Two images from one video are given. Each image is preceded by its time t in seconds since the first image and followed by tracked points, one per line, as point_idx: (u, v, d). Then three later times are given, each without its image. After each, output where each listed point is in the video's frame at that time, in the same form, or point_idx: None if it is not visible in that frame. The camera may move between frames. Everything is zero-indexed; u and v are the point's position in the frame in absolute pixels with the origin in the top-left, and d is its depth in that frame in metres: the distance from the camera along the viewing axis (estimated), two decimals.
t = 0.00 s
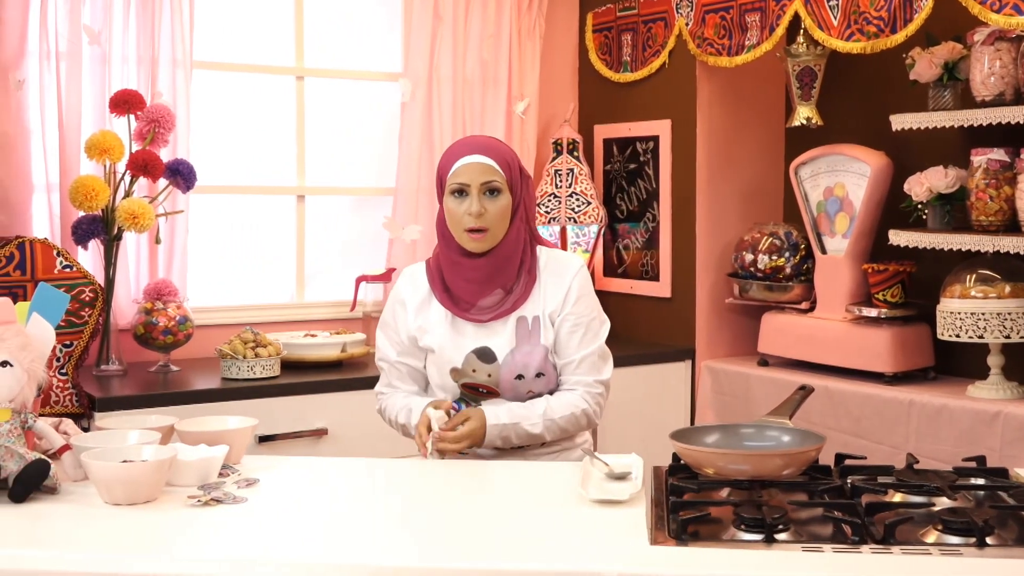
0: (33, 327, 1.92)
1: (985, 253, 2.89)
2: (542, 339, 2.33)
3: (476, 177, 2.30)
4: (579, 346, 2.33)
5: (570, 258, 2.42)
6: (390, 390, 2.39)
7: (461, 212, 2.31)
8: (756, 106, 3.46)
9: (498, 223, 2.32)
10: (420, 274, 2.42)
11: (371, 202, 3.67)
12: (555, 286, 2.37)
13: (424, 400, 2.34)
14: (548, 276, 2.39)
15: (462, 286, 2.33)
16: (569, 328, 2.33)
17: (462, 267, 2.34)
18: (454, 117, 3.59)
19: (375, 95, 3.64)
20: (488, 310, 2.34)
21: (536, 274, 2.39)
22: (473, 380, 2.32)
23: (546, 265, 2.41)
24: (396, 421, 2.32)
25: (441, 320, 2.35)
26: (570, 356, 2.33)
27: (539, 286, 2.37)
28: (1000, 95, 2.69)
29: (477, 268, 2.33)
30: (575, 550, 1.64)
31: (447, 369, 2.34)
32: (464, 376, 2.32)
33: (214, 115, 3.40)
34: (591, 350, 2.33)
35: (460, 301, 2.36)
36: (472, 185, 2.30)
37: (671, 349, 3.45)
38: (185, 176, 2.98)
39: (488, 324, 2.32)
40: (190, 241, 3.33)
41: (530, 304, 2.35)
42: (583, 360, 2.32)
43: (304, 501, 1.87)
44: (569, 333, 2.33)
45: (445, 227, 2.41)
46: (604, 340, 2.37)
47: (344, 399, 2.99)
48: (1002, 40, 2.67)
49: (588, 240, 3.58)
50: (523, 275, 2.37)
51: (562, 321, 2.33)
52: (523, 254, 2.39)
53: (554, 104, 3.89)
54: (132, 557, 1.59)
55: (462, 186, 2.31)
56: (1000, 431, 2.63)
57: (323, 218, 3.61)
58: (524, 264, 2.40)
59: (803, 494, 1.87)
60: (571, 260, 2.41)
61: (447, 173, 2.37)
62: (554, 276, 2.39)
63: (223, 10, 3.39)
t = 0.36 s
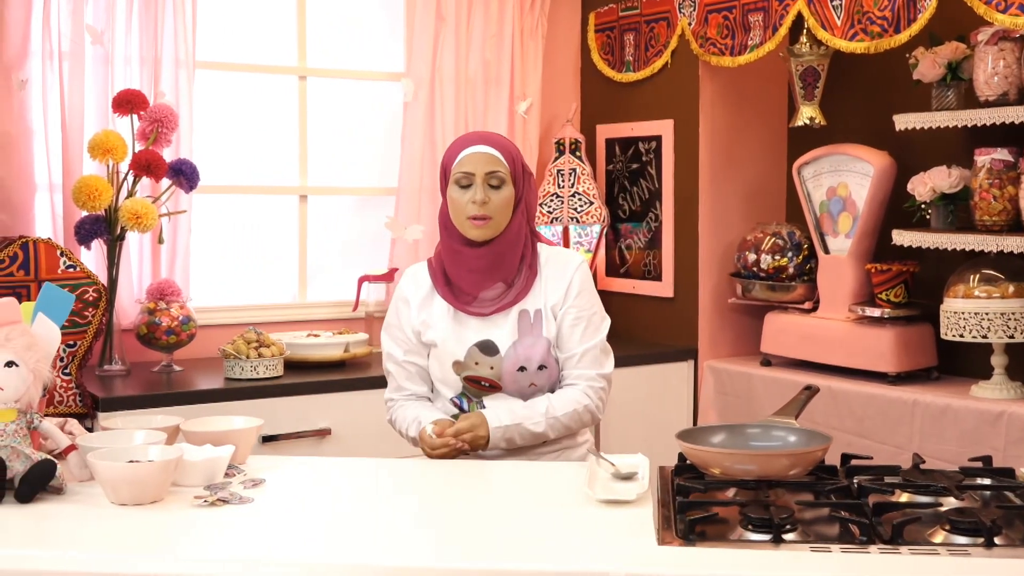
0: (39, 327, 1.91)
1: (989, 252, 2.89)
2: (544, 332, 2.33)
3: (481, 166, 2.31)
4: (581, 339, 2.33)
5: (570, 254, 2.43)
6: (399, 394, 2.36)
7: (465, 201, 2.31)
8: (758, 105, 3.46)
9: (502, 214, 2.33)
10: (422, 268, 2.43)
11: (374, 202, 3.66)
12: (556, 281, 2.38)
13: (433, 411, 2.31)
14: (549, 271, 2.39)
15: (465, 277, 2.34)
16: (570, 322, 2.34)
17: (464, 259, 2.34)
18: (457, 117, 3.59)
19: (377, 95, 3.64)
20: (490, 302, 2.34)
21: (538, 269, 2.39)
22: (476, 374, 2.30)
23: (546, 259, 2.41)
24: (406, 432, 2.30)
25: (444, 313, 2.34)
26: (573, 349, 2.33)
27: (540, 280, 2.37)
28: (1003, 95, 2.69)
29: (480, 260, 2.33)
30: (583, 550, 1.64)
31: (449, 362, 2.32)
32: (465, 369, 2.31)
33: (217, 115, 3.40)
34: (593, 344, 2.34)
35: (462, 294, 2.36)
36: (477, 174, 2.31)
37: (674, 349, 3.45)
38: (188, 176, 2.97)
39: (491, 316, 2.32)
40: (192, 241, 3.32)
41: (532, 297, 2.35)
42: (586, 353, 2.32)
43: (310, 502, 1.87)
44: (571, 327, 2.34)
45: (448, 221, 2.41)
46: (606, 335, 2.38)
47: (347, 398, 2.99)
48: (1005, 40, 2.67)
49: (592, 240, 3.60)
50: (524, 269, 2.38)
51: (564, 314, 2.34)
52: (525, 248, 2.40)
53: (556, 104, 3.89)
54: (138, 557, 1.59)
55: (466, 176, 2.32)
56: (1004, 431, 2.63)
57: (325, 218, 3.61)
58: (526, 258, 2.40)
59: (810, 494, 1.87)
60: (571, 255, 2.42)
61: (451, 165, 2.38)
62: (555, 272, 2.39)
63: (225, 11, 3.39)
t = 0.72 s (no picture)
0: (42, 328, 1.91)
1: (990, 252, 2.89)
2: (545, 332, 2.33)
3: (503, 202, 2.27)
4: (593, 337, 2.34)
5: (573, 255, 2.43)
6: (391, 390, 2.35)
7: (483, 231, 2.28)
8: (759, 105, 3.46)
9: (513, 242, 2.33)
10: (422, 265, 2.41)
11: (375, 202, 3.66)
12: (559, 281, 2.37)
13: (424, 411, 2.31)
14: (551, 272, 2.38)
15: (467, 279, 2.33)
16: (580, 323, 2.34)
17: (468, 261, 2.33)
18: (458, 117, 3.59)
19: (378, 95, 3.64)
20: (492, 303, 2.33)
21: (538, 269, 2.39)
22: (476, 373, 2.30)
23: (548, 259, 2.41)
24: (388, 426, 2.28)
25: (444, 312, 2.33)
26: (587, 347, 2.34)
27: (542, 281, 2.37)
28: (1005, 95, 2.69)
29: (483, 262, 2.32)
30: (587, 550, 1.64)
31: (449, 361, 2.31)
32: (466, 368, 2.31)
33: (218, 115, 3.39)
34: (604, 341, 2.34)
35: (463, 294, 2.35)
36: (497, 208, 2.27)
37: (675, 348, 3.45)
38: (190, 176, 2.97)
39: (492, 316, 2.32)
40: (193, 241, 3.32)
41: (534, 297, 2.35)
42: (598, 352, 2.33)
43: (314, 502, 1.87)
44: (580, 328, 2.34)
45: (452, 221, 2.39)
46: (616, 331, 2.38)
47: (348, 398, 2.99)
48: (1007, 40, 2.67)
49: (592, 240, 3.60)
50: (527, 270, 2.37)
51: (571, 317, 2.35)
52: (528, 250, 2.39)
53: (557, 104, 3.89)
54: (142, 557, 1.59)
55: (486, 206, 2.28)
56: (1006, 431, 2.63)
57: (326, 218, 3.61)
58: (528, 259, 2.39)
59: (813, 494, 1.87)
60: (573, 256, 2.41)
61: (467, 189, 2.31)
62: (559, 274, 2.38)
63: (226, 11, 3.39)
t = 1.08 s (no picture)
0: (42, 328, 1.91)
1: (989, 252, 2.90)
2: (547, 342, 2.33)
3: (503, 201, 2.26)
4: (587, 349, 2.36)
5: (578, 262, 2.43)
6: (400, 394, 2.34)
7: (483, 231, 2.28)
8: (759, 106, 3.47)
9: (517, 241, 2.31)
10: (427, 268, 2.40)
11: (375, 202, 3.66)
12: (563, 288, 2.38)
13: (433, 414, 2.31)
14: (556, 280, 2.39)
15: (472, 286, 2.32)
16: (576, 332, 2.36)
17: (473, 268, 2.33)
18: (457, 117, 3.59)
19: (377, 95, 3.63)
20: (495, 310, 2.34)
21: (542, 276, 2.39)
22: (479, 379, 2.31)
23: (552, 267, 2.41)
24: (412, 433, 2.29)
25: (448, 318, 2.33)
26: (579, 359, 2.36)
27: (545, 289, 2.37)
28: (1004, 95, 2.69)
29: (488, 271, 2.32)
30: (590, 551, 1.64)
31: (452, 366, 2.32)
32: (469, 374, 2.31)
33: (217, 115, 3.39)
34: (598, 354, 2.37)
35: (467, 301, 2.35)
36: (497, 208, 2.27)
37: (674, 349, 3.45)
38: (189, 176, 2.97)
39: (495, 325, 2.32)
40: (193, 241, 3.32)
41: (536, 306, 2.36)
42: (590, 364, 2.36)
43: (315, 502, 1.87)
44: (576, 337, 2.36)
45: (457, 224, 2.39)
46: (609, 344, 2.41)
47: (348, 398, 2.98)
48: (1007, 40, 2.67)
49: (591, 240, 3.60)
50: (531, 279, 2.37)
51: (570, 325, 2.36)
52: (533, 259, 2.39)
53: (556, 104, 3.89)
54: (143, 558, 1.58)
55: (487, 206, 2.27)
56: (1005, 431, 2.64)
57: (325, 218, 3.60)
58: (532, 267, 2.40)
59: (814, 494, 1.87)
60: (577, 262, 2.42)
61: (469, 188, 2.31)
62: (563, 281, 2.39)
63: (225, 11, 3.38)
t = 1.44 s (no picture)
0: (42, 328, 1.90)
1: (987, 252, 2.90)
2: (547, 336, 2.33)
3: (496, 167, 2.31)
4: (586, 346, 2.38)
5: (573, 259, 2.44)
6: (388, 391, 2.36)
7: (477, 201, 2.31)
8: (756, 106, 3.47)
9: (511, 216, 2.33)
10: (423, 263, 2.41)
11: (373, 202, 3.66)
12: (560, 284, 2.38)
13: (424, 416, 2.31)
14: (553, 276, 2.39)
15: (469, 277, 2.33)
16: (576, 328, 2.37)
17: (470, 257, 2.34)
18: (455, 117, 3.59)
19: (375, 94, 3.63)
20: (494, 303, 2.33)
21: (540, 272, 2.40)
22: (478, 375, 2.30)
23: (548, 263, 2.42)
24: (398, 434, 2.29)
25: (445, 314, 2.33)
26: (579, 356, 2.38)
27: (544, 283, 2.38)
28: (1002, 95, 2.70)
29: (485, 260, 2.33)
30: (592, 551, 1.64)
31: (451, 363, 2.31)
32: (468, 370, 2.30)
33: (215, 115, 3.39)
34: (597, 350, 2.39)
35: (465, 295, 2.35)
36: (492, 174, 2.31)
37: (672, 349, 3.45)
38: (187, 177, 2.96)
39: (493, 317, 2.32)
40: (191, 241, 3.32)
41: (534, 301, 2.36)
42: (590, 360, 2.38)
43: (316, 503, 1.86)
44: (576, 332, 2.37)
45: (454, 218, 2.41)
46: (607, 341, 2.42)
47: (346, 398, 2.98)
48: (1004, 40, 2.68)
49: (588, 240, 3.58)
50: (529, 272, 2.38)
51: (569, 321, 2.36)
52: (531, 254, 2.39)
53: (553, 104, 3.89)
54: (143, 558, 1.58)
55: (481, 175, 2.32)
56: (1004, 431, 2.64)
57: (323, 218, 3.60)
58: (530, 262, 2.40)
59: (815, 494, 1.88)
60: (573, 259, 2.43)
61: (465, 163, 2.36)
62: (559, 276, 2.39)
63: (223, 11, 3.38)
